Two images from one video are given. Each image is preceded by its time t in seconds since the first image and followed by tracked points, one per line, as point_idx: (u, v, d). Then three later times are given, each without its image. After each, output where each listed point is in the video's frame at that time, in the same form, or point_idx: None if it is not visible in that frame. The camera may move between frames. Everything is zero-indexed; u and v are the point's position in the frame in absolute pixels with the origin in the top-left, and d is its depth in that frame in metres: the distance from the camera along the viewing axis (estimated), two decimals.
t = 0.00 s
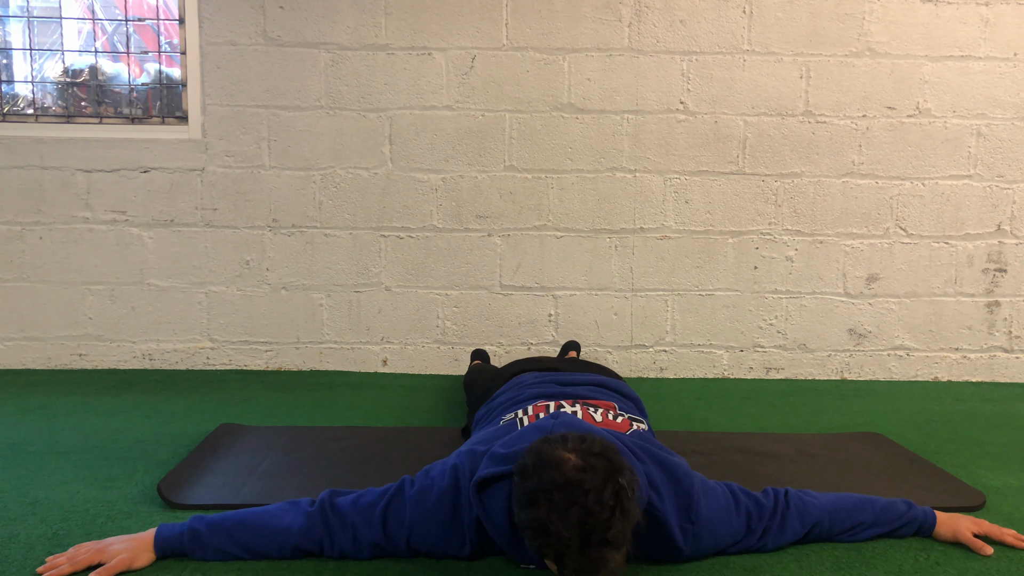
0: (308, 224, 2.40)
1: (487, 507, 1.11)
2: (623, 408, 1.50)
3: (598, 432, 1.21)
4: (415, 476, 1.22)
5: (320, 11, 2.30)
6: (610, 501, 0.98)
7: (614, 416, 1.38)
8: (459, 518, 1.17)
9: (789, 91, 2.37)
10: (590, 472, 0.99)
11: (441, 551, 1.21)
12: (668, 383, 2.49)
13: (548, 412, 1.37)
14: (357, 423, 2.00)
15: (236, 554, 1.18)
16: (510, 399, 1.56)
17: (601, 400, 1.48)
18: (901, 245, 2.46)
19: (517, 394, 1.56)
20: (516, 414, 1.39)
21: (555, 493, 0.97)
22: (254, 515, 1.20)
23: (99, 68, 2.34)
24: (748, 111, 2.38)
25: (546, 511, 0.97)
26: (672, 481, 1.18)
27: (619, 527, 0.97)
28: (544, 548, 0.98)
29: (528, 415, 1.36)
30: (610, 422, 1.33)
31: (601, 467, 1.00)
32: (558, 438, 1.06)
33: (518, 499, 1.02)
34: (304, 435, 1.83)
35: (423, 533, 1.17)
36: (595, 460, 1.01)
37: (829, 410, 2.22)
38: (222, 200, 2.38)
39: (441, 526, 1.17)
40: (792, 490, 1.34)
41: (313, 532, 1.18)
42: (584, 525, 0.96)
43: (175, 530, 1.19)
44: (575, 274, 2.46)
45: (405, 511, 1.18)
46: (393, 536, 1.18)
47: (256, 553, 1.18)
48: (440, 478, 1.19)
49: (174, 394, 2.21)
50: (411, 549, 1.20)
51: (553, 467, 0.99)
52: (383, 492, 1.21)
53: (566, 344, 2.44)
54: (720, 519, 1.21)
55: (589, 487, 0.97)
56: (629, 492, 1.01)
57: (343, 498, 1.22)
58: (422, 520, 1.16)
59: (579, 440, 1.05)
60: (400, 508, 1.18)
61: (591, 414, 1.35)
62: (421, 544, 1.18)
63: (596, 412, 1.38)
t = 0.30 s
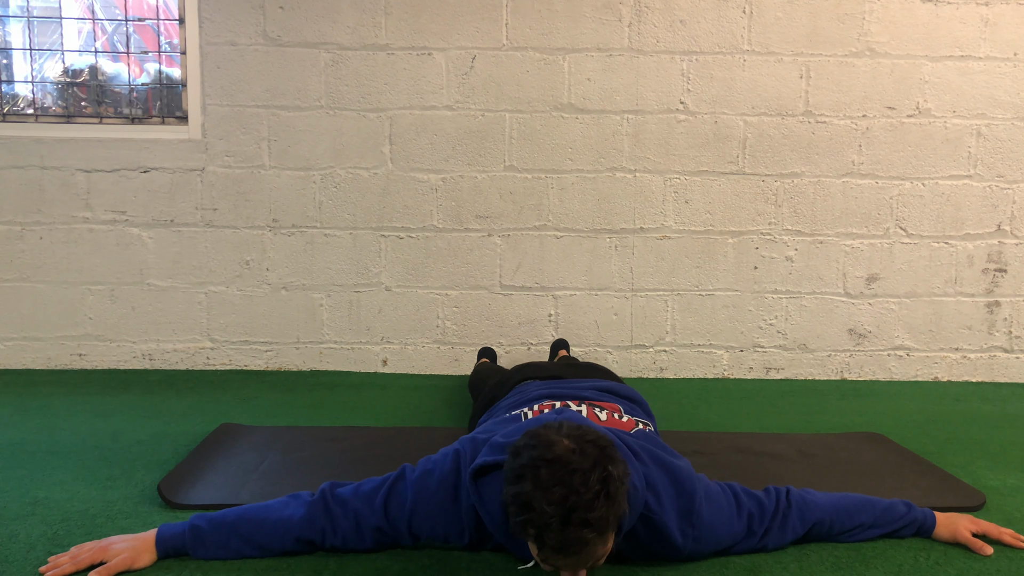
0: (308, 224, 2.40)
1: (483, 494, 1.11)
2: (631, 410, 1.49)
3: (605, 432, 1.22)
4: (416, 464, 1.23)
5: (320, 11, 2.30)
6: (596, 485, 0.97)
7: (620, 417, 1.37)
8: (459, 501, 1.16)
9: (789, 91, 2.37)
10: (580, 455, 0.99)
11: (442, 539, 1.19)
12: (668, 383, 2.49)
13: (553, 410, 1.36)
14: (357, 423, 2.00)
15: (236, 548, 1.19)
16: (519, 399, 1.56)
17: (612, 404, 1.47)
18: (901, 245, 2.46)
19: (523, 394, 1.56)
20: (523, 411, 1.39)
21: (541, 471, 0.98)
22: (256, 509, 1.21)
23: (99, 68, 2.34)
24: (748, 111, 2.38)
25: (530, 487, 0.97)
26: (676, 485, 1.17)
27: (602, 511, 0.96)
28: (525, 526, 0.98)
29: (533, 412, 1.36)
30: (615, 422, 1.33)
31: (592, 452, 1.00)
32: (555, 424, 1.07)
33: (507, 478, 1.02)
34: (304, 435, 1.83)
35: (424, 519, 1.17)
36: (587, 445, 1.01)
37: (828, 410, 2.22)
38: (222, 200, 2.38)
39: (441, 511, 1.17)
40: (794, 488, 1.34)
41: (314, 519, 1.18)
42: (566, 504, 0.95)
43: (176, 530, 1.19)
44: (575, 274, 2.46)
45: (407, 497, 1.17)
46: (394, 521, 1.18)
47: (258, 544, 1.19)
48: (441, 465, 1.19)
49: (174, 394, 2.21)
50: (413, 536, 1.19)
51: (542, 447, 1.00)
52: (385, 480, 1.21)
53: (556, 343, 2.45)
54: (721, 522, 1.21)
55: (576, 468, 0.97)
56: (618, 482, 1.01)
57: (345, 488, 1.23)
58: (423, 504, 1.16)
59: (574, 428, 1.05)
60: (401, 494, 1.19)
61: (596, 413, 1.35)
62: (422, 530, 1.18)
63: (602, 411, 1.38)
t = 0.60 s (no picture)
0: (308, 224, 2.40)
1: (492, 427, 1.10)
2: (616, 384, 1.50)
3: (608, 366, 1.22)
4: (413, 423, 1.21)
5: (320, 11, 2.30)
6: (612, 401, 0.95)
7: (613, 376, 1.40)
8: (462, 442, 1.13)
9: (788, 91, 2.37)
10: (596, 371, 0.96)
11: (450, 484, 1.14)
12: (668, 383, 2.49)
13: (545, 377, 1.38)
14: (357, 423, 2.00)
15: (250, 538, 1.17)
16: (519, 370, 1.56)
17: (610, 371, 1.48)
18: (901, 245, 2.46)
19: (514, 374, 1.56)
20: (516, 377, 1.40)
21: (559, 385, 0.95)
22: (261, 496, 1.18)
23: (99, 68, 2.34)
24: (748, 111, 2.38)
25: (544, 401, 0.95)
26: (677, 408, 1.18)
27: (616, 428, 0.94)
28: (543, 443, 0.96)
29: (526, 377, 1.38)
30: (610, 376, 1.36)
31: (607, 368, 0.97)
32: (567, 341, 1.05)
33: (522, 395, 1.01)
34: (304, 435, 1.83)
35: (428, 464, 1.12)
36: (601, 362, 0.99)
37: (829, 410, 2.22)
38: (222, 200, 2.38)
39: (445, 454, 1.12)
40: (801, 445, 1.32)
41: (317, 490, 1.14)
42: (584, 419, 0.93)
43: (186, 532, 1.19)
44: (575, 274, 2.46)
45: (407, 446, 1.14)
46: (398, 475, 1.13)
47: (268, 528, 1.15)
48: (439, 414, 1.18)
49: (174, 394, 2.21)
50: (421, 486, 1.13)
51: (559, 362, 0.97)
52: (383, 441, 1.19)
53: (546, 332, 2.46)
54: (723, 454, 1.18)
55: (592, 383, 0.95)
56: (632, 400, 0.99)
57: (345, 458, 1.19)
58: (424, 449, 1.13)
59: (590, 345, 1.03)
60: (400, 448, 1.15)
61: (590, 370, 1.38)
62: (428, 478, 1.13)
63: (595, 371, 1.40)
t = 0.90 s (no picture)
0: (308, 224, 2.40)
1: (505, 442, 1.12)
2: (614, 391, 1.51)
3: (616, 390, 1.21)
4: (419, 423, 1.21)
5: (319, 12, 2.30)
6: (659, 479, 0.95)
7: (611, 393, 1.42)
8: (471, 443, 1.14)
9: (788, 91, 2.37)
10: (646, 445, 0.94)
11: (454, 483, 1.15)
12: (668, 383, 2.49)
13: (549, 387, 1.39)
14: (357, 423, 2.00)
15: (257, 535, 1.16)
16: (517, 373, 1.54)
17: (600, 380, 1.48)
18: (901, 245, 2.46)
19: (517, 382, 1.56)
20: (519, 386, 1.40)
21: (609, 461, 0.92)
22: (270, 492, 1.18)
23: (99, 68, 2.34)
24: (748, 111, 2.38)
25: (590, 474, 0.93)
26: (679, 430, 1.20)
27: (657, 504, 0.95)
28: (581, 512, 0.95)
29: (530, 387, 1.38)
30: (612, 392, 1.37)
31: (655, 443, 0.96)
32: (605, 394, 1.01)
33: (558, 447, 0.98)
34: (304, 435, 1.84)
35: (435, 461, 1.12)
36: (650, 433, 0.96)
37: (829, 411, 2.22)
38: (222, 200, 2.38)
39: (451, 453, 1.13)
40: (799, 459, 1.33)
41: (325, 484, 1.13)
42: (631, 499, 0.92)
43: (196, 530, 1.18)
44: (575, 274, 2.46)
45: (413, 443, 1.15)
46: (404, 470, 1.12)
47: (275, 521, 1.14)
48: (446, 413, 1.19)
49: (174, 394, 2.21)
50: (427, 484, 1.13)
51: (607, 432, 0.94)
52: (390, 440, 1.19)
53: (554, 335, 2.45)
54: (724, 470, 1.19)
55: (642, 460, 0.93)
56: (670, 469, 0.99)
57: (351, 458, 1.19)
58: (430, 444, 1.13)
59: (635, 405, 0.99)
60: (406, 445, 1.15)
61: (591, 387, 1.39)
62: (433, 476, 1.13)
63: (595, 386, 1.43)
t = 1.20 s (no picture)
0: (308, 224, 2.40)
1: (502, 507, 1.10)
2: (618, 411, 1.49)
3: (615, 435, 1.18)
4: (420, 475, 1.20)
5: (320, 12, 2.30)
6: (639, 560, 0.95)
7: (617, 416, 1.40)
8: (465, 514, 1.14)
9: (788, 91, 2.37)
10: (624, 527, 0.95)
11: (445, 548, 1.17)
12: (668, 383, 2.49)
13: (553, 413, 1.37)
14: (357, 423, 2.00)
15: (242, 552, 1.18)
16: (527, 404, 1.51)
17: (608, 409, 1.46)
18: (901, 245, 2.46)
19: (520, 400, 1.55)
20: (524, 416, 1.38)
21: (588, 540, 0.93)
22: (264, 512, 1.20)
23: (99, 68, 2.34)
24: (748, 111, 2.38)
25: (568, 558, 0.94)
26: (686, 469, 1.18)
27: None
28: None
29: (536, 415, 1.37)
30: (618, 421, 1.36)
31: (635, 524, 0.96)
32: (591, 469, 1.01)
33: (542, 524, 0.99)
34: (304, 435, 1.84)
35: (427, 532, 1.14)
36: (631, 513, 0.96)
37: (829, 411, 2.22)
38: (222, 200, 2.38)
39: (444, 521, 1.14)
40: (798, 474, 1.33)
41: (318, 526, 1.16)
42: None
43: (187, 530, 1.19)
44: (575, 274, 2.46)
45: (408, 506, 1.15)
46: (395, 534, 1.15)
47: (262, 546, 1.18)
48: (446, 471, 1.18)
49: (174, 394, 2.21)
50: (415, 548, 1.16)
51: (587, 516, 0.94)
52: (390, 486, 1.20)
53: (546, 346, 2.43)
54: (730, 498, 1.20)
55: (620, 544, 0.94)
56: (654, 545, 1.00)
57: (349, 496, 1.21)
58: (424, 516, 1.14)
59: (620, 482, 0.99)
60: (402, 507, 1.16)
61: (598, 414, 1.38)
62: (426, 540, 1.15)
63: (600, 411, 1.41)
